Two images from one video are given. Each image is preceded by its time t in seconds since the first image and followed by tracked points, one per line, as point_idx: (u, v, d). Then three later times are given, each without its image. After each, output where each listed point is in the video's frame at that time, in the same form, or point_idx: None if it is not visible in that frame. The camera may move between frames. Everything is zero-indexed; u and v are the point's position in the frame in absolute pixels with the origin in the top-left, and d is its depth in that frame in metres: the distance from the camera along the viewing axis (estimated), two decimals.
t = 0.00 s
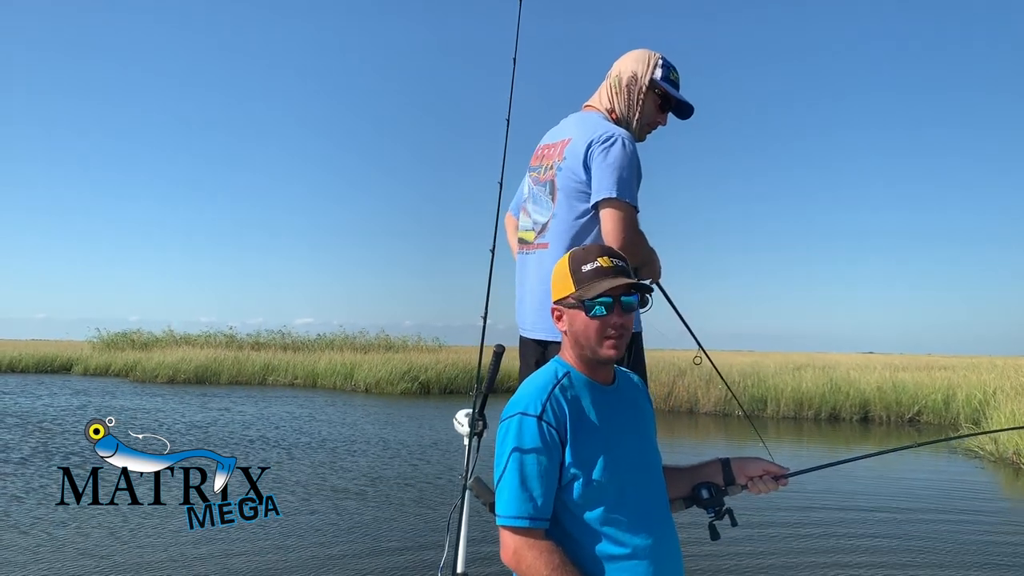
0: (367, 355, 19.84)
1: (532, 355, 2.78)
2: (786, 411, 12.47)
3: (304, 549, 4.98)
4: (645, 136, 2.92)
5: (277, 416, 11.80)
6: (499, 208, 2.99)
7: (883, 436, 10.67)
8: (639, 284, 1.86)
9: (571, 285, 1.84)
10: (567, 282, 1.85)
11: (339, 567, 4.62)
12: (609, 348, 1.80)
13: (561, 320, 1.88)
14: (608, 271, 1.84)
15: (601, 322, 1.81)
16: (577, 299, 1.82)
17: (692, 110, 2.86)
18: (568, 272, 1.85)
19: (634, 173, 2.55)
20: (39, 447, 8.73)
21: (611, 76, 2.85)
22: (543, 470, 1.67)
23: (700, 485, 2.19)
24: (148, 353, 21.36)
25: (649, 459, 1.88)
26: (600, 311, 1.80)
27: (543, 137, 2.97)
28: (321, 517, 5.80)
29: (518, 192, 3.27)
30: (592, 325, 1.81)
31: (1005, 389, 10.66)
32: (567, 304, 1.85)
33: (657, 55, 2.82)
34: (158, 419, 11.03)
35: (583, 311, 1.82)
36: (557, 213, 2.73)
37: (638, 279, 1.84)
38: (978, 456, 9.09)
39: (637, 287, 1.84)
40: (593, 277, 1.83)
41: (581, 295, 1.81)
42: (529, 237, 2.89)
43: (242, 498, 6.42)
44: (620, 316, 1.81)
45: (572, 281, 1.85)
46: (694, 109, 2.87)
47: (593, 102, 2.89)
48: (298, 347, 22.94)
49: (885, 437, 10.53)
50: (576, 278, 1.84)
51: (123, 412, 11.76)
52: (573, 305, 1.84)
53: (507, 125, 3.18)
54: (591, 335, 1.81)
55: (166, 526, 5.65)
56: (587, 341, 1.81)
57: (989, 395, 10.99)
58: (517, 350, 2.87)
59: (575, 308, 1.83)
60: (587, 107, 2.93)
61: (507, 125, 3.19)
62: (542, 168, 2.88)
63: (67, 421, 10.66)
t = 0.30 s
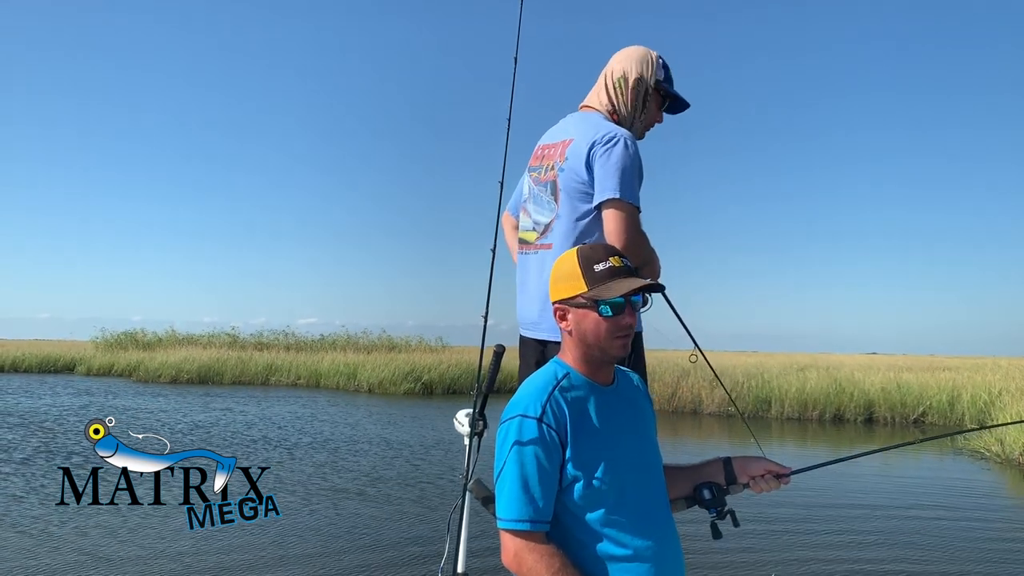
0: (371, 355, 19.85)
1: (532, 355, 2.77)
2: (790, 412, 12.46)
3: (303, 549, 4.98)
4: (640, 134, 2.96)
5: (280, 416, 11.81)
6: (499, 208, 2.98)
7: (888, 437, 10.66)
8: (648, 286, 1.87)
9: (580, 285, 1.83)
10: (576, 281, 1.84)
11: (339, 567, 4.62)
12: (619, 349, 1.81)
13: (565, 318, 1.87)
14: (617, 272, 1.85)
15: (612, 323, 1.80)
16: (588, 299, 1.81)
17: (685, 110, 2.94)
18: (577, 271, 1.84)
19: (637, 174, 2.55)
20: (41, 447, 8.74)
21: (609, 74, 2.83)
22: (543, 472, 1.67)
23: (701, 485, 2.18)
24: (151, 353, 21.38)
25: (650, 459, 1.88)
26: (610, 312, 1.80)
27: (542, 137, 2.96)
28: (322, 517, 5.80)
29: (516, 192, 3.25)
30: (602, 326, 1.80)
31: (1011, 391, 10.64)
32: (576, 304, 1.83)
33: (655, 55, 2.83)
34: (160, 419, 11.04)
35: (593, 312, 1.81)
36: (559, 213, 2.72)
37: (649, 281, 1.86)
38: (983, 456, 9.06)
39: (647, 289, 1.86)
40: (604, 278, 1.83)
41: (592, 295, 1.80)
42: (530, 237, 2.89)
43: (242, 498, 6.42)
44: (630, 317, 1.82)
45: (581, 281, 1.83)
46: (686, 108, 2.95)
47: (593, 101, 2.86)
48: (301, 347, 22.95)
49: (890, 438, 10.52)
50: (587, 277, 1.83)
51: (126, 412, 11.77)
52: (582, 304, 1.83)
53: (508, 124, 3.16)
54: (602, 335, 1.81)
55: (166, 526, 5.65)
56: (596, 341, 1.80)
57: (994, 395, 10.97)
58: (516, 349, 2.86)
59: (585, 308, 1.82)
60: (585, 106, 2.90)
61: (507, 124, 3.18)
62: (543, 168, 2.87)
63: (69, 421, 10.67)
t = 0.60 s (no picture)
0: (374, 355, 19.86)
1: (531, 354, 2.77)
2: (794, 413, 12.48)
3: (302, 549, 4.98)
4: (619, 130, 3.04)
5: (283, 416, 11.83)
6: (496, 210, 2.97)
7: (892, 438, 10.64)
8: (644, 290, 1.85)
9: (575, 287, 1.83)
10: (571, 284, 1.84)
11: (339, 567, 4.61)
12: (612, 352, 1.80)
13: (562, 320, 1.87)
14: (613, 275, 1.84)
15: (606, 327, 1.80)
16: (582, 302, 1.81)
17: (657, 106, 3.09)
18: (573, 272, 1.84)
19: (638, 174, 2.54)
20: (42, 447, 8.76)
21: (605, 73, 2.82)
22: (540, 475, 1.67)
23: (701, 488, 2.17)
24: (153, 354, 21.41)
25: (649, 460, 1.88)
26: (604, 315, 1.79)
27: (538, 139, 2.95)
28: (323, 517, 5.79)
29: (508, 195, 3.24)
30: (596, 328, 1.80)
31: (1016, 391, 10.61)
32: (572, 306, 1.83)
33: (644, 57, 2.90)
34: (162, 419, 11.06)
35: (587, 314, 1.81)
36: (560, 214, 2.72)
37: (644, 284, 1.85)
38: (989, 458, 9.03)
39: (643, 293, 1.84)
40: (599, 281, 1.82)
41: (587, 297, 1.80)
42: (531, 239, 2.88)
43: (242, 498, 6.43)
44: (624, 321, 1.81)
45: (576, 284, 1.84)
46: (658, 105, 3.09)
47: (588, 101, 2.85)
48: (304, 347, 22.98)
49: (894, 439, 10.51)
50: (582, 280, 1.83)
51: (128, 412, 11.80)
52: (577, 307, 1.82)
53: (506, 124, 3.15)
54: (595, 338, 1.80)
55: (167, 526, 5.65)
56: (590, 344, 1.80)
57: (1000, 396, 10.94)
58: (514, 348, 2.86)
59: (579, 311, 1.82)
60: (579, 105, 2.88)
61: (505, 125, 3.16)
62: (541, 170, 2.86)
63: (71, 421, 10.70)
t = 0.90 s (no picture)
0: (377, 355, 19.87)
1: (531, 353, 2.76)
2: (798, 413, 12.49)
3: (302, 549, 4.98)
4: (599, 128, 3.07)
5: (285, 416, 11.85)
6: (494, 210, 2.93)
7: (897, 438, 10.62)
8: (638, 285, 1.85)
9: (570, 286, 1.84)
10: (566, 283, 1.84)
11: (339, 567, 4.61)
12: (608, 350, 1.80)
13: (559, 321, 1.87)
14: (607, 272, 1.84)
15: (602, 324, 1.80)
16: (577, 300, 1.81)
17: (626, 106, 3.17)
18: (566, 272, 1.84)
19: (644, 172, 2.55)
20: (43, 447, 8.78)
21: (604, 73, 2.83)
22: (539, 476, 1.66)
23: (702, 491, 2.17)
24: (156, 354, 21.44)
25: (649, 461, 1.87)
26: (600, 313, 1.79)
27: (536, 138, 2.93)
28: (323, 518, 5.79)
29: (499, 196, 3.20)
30: (592, 327, 1.80)
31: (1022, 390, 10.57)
32: (568, 306, 1.84)
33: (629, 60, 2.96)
34: (164, 419, 11.08)
35: (583, 313, 1.81)
36: (565, 213, 2.70)
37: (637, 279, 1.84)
38: (994, 458, 9.00)
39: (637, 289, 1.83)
40: (592, 278, 1.82)
41: (581, 296, 1.80)
42: (533, 239, 2.86)
43: (242, 498, 6.43)
44: (620, 318, 1.81)
45: (571, 283, 1.84)
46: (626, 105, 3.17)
47: (587, 100, 2.84)
48: (307, 348, 23.00)
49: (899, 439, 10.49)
50: (576, 278, 1.83)
51: (130, 412, 11.83)
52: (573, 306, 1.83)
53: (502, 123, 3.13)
54: (591, 336, 1.80)
55: (167, 526, 5.66)
56: (586, 342, 1.80)
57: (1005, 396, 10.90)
58: (513, 347, 2.86)
59: (574, 310, 1.82)
60: (577, 104, 2.86)
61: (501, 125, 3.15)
62: (542, 170, 2.84)
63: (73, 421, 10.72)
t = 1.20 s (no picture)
0: (380, 355, 19.87)
1: (528, 351, 2.76)
2: (802, 413, 12.48)
3: (301, 550, 4.97)
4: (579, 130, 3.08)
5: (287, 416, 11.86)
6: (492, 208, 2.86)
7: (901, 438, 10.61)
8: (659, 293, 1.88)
9: (596, 288, 1.80)
10: (591, 284, 1.80)
11: (338, 567, 4.61)
12: (625, 354, 1.82)
13: (572, 320, 1.82)
14: (632, 277, 1.85)
15: (625, 329, 1.82)
16: (605, 303, 1.80)
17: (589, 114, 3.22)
18: (594, 272, 1.80)
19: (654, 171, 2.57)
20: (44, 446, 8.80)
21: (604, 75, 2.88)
22: (536, 480, 1.66)
23: (711, 498, 2.18)
24: (159, 354, 21.46)
25: (646, 463, 1.87)
26: (623, 318, 1.81)
27: (537, 136, 2.89)
28: (324, 518, 5.79)
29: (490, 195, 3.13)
30: (614, 330, 1.80)
31: None
32: (589, 306, 1.80)
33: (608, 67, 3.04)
34: (166, 418, 11.10)
35: (607, 316, 1.80)
36: (573, 210, 2.67)
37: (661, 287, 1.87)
38: (999, 459, 8.97)
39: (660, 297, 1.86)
40: (621, 282, 1.82)
41: (611, 299, 1.79)
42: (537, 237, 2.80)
43: (242, 498, 6.43)
44: (639, 325, 1.84)
45: (597, 283, 1.81)
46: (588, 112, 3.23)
47: (588, 99, 2.84)
48: (310, 348, 23.01)
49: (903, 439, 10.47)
50: (603, 280, 1.80)
51: (132, 412, 11.84)
52: (597, 308, 1.80)
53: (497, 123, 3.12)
54: (614, 339, 1.81)
55: (167, 526, 5.67)
56: (605, 346, 1.80)
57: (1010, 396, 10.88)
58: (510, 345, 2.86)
59: (598, 312, 1.80)
60: (578, 102, 2.84)
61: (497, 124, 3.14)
62: (546, 168, 2.80)
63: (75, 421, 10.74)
